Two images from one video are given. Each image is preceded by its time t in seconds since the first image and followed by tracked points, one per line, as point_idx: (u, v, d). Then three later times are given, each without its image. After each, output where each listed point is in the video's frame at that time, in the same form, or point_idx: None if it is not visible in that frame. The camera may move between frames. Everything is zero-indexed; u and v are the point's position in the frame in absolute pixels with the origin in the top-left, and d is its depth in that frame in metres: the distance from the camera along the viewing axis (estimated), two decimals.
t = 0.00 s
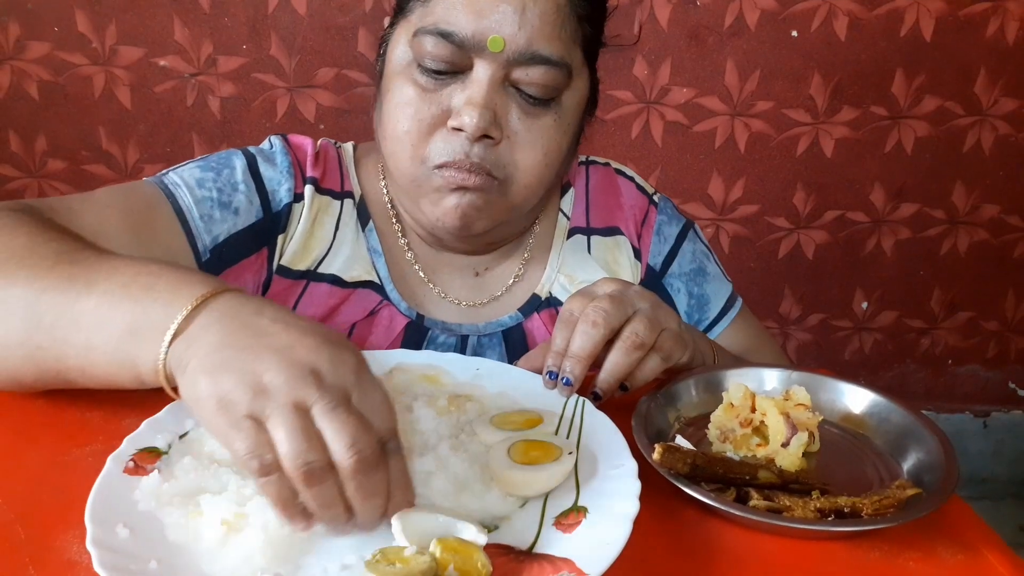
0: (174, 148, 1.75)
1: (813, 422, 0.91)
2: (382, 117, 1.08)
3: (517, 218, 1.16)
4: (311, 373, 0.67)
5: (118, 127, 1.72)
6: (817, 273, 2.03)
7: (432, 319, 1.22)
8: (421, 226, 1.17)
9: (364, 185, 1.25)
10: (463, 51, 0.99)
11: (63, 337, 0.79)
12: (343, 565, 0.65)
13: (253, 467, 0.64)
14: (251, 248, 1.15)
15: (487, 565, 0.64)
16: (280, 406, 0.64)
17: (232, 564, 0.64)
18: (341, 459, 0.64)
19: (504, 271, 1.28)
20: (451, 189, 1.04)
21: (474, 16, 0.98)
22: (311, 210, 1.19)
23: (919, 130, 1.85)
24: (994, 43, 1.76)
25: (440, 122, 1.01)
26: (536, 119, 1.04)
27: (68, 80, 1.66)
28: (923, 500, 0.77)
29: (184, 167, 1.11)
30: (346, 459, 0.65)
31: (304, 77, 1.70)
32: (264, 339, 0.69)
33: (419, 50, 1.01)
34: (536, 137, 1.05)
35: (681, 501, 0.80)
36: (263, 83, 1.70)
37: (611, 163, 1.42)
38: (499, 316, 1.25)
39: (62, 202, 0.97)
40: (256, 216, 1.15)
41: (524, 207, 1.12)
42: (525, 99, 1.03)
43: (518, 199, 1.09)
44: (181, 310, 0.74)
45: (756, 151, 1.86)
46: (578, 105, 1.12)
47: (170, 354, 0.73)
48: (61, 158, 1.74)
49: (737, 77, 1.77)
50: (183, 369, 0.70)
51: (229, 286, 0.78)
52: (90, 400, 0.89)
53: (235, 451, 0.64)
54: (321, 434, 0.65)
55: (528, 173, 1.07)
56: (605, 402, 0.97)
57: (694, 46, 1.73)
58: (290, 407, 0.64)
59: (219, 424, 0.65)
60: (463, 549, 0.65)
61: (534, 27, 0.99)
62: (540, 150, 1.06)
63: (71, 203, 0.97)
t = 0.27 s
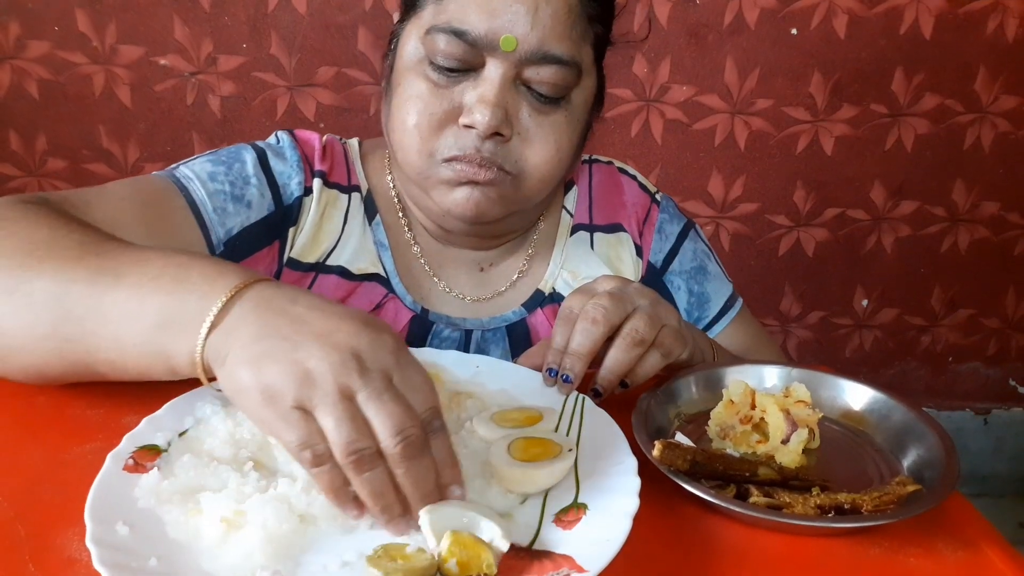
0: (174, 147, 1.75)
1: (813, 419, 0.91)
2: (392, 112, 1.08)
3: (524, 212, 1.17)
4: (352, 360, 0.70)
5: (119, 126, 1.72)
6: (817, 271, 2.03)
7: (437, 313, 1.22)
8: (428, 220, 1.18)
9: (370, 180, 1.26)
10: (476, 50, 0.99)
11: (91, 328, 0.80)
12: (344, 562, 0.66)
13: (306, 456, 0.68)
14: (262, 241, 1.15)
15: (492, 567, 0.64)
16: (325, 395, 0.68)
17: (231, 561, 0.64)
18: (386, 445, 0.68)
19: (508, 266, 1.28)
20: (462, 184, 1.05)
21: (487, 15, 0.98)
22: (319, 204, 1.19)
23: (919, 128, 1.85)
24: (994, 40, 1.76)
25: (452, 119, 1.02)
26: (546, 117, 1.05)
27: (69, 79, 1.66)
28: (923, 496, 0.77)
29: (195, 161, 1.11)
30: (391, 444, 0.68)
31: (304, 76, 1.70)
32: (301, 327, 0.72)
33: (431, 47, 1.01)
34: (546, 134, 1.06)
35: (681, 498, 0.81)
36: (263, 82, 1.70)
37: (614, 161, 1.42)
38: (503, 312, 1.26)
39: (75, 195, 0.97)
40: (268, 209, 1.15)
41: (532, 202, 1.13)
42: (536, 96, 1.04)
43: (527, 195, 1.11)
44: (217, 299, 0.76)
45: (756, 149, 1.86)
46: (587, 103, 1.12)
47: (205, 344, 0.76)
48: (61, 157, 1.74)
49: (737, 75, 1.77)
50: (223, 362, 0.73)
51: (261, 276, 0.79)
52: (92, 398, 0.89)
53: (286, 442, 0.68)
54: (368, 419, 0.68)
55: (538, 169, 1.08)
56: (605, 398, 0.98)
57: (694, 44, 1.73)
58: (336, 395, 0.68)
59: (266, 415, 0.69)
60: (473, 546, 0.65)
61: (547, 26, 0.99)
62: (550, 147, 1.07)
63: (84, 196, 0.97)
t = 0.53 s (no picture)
0: (174, 147, 1.75)
1: (813, 417, 0.91)
2: (399, 109, 1.08)
3: (531, 209, 1.17)
4: (378, 345, 0.70)
5: (118, 125, 1.72)
6: (817, 269, 2.03)
7: (442, 310, 1.22)
8: (434, 216, 1.18)
9: (375, 177, 1.26)
10: (486, 46, 0.98)
11: (110, 319, 0.79)
12: (344, 561, 0.65)
13: (324, 433, 0.66)
14: (271, 237, 1.15)
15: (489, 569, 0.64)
16: (350, 375, 0.68)
17: (232, 560, 0.64)
18: (410, 428, 0.68)
19: (512, 264, 1.28)
20: (470, 181, 1.05)
21: (497, 12, 0.98)
22: (326, 201, 1.20)
23: (919, 126, 1.85)
24: (995, 38, 1.76)
25: (461, 115, 1.02)
26: (554, 114, 1.05)
27: (68, 79, 1.66)
28: (924, 494, 0.77)
29: (204, 158, 1.11)
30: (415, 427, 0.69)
31: (303, 76, 1.70)
32: (325, 311, 0.71)
33: (440, 43, 1.00)
34: (554, 131, 1.06)
35: (681, 497, 0.81)
36: (262, 81, 1.70)
37: (617, 160, 1.42)
38: (507, 309, 1.25)
39: (83, 191, 0.95)
40: (277, 206, 1.15)
41: (539, 198, 1.14)
42: (545, 93, 1.04)
43: (534, 191, 1.11)
44: (237, 286, 0.75)
45: (756, 148, 1.86)
46: (593, 100, 1.13)
47: (222, 329, 0.74)
48: (60, 157, 1.74)
49: (737, 73, 1.77)
50: (242, 344, 0.72)
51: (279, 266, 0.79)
52: (92, 397, 0.89)
53: (304, 420, 0.66)
54: (392, 403, 0.68)
55: (545, 166, 1.08)
56: (605, 397, 0.98)
57: (694, 42, 1.73)
58: (363, 376, 0.68)
59: (285, 394, 0.67)
60: (476, 544, 0.65)
61: (556, 23, 0.99)
62: (558, 144, 1.07)
63: (94, 191, 0.96)
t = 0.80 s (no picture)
0: (174, 146, 1.75)
1: (813, 416, 0.91)
2: (401, 108, 1.08)
3: (533, 208, 1.18)
4: (403, 355, 0.69)
5: (119, 125, 1.72)
6: (818, 269, 2.03)
7: (442, 306, 1.22)
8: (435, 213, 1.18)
9: (376, 175, 1.26)
10: (486, 47, 0.98)
11: (122, 327, 0.79)
12: (345, 561, 0.65)
13: (356, 450, 0.65)
14: (278, 236, 1.15)
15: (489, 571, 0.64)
16: (378, 390, 0.66)
17: (232, 559, 0.64)
18: (442, 440, 0.67)
19: (514, 260, 1.28)
20: (472, 180, 1.06)
21: (497, 13, 0.98)
22: (330, 197, 1.20)
23: (919, 125, 1.85)
24: (995, 38, 1.76)
25: (461, 115, 1.02)
26: (554, 113, 1.05)
27: (68, 78, 1.66)
28: (925, 493, 0.77)
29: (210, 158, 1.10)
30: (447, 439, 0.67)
31: (303, 75, 1.70)
32: (346, 324, 0.70)
33: (440, 44, 1.00)
34: (554, 130, 1.06)
35: (682, 496, 0.81)
36: (263, 81, 1.70)
37: (618, 160, 1.42)
38: (508, 306, 1.25)
39: (92, 193, 0.95)
40: (283, 204, 1.15)
41: (540, 197, 1.14)
42: (545, 93, 1.04)
43: (535, 190, 1.11)
44: (255, 302, 0.74)
45: (757, 147, 1.86)
46: (593, 98, 1.13)
47: (241, 347, 0.73)
48: (61, 157, 1.74)
49: (738, 72, 1.77)
50: (263, 361, 0.70)
51: (298, 279, 0.77)
52: (93, 398, 0.89)
53: (333, 437, 0.65)
54: (424, 416, 0.67)
55: (546, 165, 1.08)
56: (606, 397, 0.98)
57: (694, 42, 1.73)
58: (389, 390, 0.66)
59: (311, 413, 0.66)
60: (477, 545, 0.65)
61: (555, 24, 0.99)
62: (558, 143, 1.07)
63: (102, 192, 0.95)
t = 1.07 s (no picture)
0: (172, 145, 1.74)
1: (814, 416, 0.91)
2: (405, 114, 1.08)
3: (536, 212, 1.19)
4: (397, 268, 0.77)
5: (117, 123, 1.71)
6: (818, 268, 2.02)
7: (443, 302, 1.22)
8: (439, 215, 1.18)
9: (376, 171, 1.25)
10: (493, 61, 0.97)
11: (120, 303, 0.83)
12: (343, 562, 0.65)
13: (382, 351, 0.73)
14: (269, 230, 1.15)
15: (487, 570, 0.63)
16: (383, 300, 0.75)
17: (230, 560, 0.63)
18: (452, 330, 0.77)
19: (515, 258, 1.27)
20: (477, 189, 1.07)
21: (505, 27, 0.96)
22: (325, 193, 1.19)
23: (921, 124, 1.84)
24: (997, 36, 1.75)
25: (467, 127, 1.01)
26: (560, 124, 1.05)
27: (66, 76, 1.65)
28: (924, 494, 0.77)
29: (202, 154, 1.12)
30: (455, 329, 0.77)
31: (302, 73, 1.70)
32: (335, 260, 0.78)
33: (447, 55, 0.99)
34: (560, 141, 1.06)
35: (683, 496, 0.80)
36: (261, 79, 1.69)
37: (620, 158, 1.41)
38: (509, 303, 1.25)
39: (84, 186, 0.99)
40: (274, 199, 1.15)
41: (545, 203, 1.15)
42: (551, 104, 1.03)
43: (539, 198, 1.12)
44: (243, 264, 0.80)
45: (757, 145, 1.85)
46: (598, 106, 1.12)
47: (238, 307, 0.79)
48: (58, 155, 1.74)
49: (738, 70, 1.76)
50: (268, 311, 0.77)
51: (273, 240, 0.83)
52: (90, 397, 0.88)
53: (359, 348, 0.73)
54: (430, 314, 0.76)
55: (551, 175, 1.09)
56: (605, 396, 0.97)
57: (694, 39, 1.72)
58: (392, 299, 0.75)
59: (330, 333, 0.74)
60: (475, 544, 0.65)
61: (564, 38, 0.98)
62: (564, 153, 1.07)
63: (93, 186, 0.99)
